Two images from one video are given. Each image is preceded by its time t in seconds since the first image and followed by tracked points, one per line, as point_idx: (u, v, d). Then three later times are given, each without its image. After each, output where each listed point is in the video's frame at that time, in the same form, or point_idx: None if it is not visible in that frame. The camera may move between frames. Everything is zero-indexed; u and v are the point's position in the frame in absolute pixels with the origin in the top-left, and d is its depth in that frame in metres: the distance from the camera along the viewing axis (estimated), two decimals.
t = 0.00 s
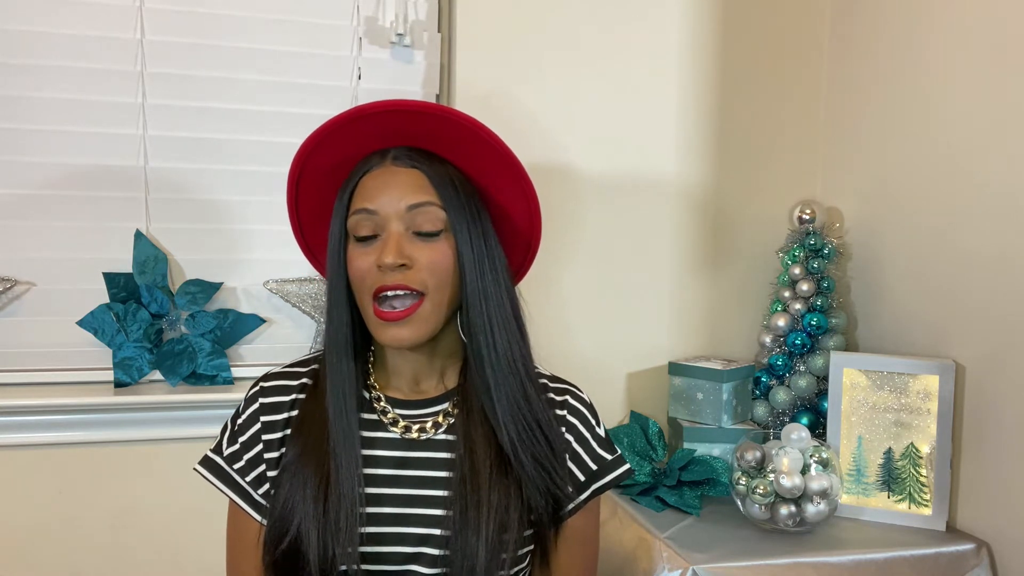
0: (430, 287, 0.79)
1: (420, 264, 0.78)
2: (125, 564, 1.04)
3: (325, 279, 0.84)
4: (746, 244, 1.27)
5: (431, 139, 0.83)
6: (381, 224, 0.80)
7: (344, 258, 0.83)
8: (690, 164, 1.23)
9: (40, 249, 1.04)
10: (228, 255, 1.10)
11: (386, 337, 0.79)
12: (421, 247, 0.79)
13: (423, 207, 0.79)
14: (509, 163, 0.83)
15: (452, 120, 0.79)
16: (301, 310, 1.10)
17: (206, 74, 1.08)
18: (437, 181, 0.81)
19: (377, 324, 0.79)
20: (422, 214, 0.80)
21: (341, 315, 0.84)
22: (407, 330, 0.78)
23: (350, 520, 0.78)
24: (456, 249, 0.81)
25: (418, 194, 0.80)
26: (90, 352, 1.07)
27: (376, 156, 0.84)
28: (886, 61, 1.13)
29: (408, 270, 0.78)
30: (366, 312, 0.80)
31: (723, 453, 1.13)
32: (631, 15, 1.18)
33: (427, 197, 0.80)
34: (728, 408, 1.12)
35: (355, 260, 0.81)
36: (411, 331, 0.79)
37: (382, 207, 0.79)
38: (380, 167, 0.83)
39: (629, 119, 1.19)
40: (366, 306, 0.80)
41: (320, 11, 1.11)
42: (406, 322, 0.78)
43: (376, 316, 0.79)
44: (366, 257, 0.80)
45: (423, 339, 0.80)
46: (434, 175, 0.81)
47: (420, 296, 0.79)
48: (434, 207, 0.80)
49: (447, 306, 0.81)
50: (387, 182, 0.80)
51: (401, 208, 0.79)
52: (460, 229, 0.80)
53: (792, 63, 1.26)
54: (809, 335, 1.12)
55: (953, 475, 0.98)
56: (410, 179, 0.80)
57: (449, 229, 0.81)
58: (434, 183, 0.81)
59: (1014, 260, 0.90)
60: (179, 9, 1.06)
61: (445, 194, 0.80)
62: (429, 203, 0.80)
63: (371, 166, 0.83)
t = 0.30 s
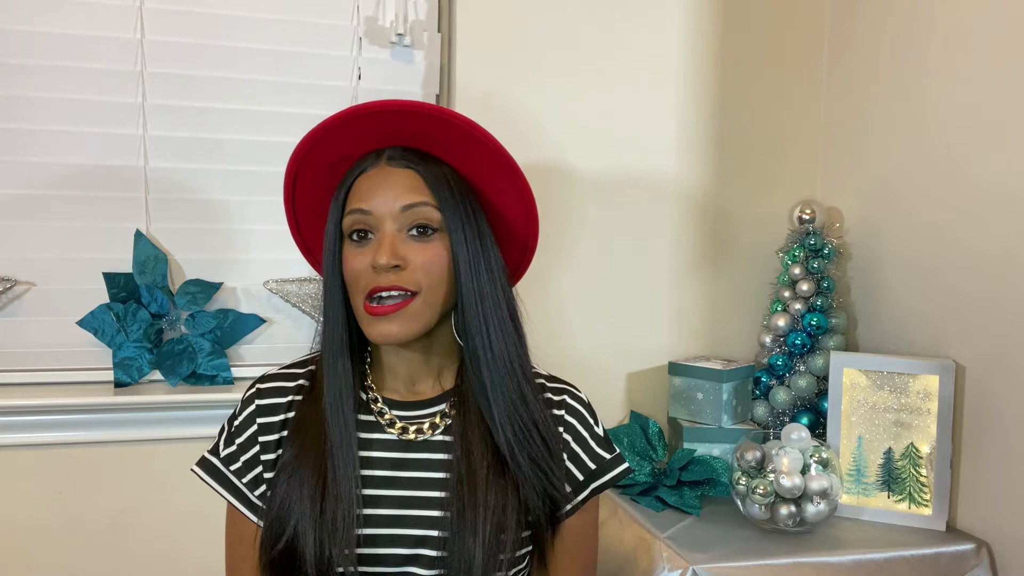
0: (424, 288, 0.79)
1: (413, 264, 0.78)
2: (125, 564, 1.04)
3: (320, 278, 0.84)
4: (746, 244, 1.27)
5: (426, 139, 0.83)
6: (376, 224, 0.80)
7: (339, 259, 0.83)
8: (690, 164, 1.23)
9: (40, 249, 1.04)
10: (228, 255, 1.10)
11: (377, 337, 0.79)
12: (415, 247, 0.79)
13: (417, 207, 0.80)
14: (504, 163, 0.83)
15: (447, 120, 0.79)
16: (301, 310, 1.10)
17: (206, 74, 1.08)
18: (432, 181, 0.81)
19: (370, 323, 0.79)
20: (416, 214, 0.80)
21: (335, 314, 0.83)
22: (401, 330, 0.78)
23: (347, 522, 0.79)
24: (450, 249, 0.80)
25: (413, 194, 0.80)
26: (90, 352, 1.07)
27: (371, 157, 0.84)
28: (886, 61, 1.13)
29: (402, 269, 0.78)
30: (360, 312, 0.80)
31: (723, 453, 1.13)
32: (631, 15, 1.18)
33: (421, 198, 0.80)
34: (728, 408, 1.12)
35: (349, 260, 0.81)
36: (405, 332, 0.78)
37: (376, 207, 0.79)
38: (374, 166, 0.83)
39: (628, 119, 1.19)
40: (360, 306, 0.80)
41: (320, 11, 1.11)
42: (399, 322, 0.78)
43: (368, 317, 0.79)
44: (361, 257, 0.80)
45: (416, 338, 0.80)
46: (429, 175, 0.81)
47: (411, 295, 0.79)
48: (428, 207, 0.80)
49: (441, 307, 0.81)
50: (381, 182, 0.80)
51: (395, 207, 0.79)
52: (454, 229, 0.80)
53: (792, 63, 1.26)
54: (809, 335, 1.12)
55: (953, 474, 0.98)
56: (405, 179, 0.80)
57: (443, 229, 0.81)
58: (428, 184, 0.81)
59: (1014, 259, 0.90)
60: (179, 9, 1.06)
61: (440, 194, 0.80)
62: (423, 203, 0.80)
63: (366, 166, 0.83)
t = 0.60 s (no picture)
0: (421, 288, 0.79)
1: (410, 264, 0.78)
2: (126, 564, 1.04)
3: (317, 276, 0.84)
4: (746, 244, 1.27)
5: (423, 138, 0.83)
6: (373, 224, 0.80)
7: (337, 257, 0.83)
8: (691, 164, 1.23)
9: (40, 249, 1.04)
10: (228, 255, 1.10)
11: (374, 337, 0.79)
12: (412, 248, 0.79)
13: (415, 207, 0.79)
14: (501, 163, 0.83)
15: (444, 121, 0.79)
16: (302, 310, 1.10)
17: (206, 74, 1.08)
18: (429, 182, 0.80)
19: (366, 323, 0.79)
20: (413, 214, 0.79)
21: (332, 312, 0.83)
22: (397, 330, 0.78)
23: (338, 518, 0.78)
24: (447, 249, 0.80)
25: (410, 195, 0.79)
26: (90, 353, 1.07)
27: (369, 156, 0.84)
28: (886, 60, 1.13)
29: (399, 269, 0.78)
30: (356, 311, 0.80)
31: (723, 453, 1.13)
32: (631, 15, 1.18)
33: (419, 198, 0.80)
34: (728, 408, 1.12)
35: (346, 259, 0.81)
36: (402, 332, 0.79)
37: (374, 207, 0.79)
38: (372, 166, 0.83)
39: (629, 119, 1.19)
40: (356, 305, 0.80)
41: (320, 11, 1.11)
42: (395, 322, 0.78)
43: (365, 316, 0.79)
44: (358, 257, 0.80)
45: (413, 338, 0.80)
46: (426, 175, 0.81)
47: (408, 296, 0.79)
48: (426, 208, 0.80)
49: (437, 307, 0.81)
50: (379, 182, 0.80)
51: (393, 208, 0.79)
52: (452, 229, 0.80)
53: (791, 63, 1.26)
54: (809, 335, 1.12)
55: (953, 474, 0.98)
56: (402, 179, 0.80)
57: (440, 229, 0.81)
58: (425, 184, 0.80)
59: (1014, 259, 0.90)
60: (179, 9, 1.06)
61: (437, 195, 0.80)
62: (421, 203, 0.79)
63: (363, 165, 0.83)
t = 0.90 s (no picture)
0: (418, 293, 0.79)
1: (406, 270, 0.78)
2: (125, 565, 1.04)
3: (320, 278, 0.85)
4: (746, 244, 1.27)
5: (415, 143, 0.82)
6: (367, 232, 0.79)
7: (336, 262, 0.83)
8: (691, 164, 1.23)
9: (40, 249, 1.04)
10: (228, 255, 1.10)
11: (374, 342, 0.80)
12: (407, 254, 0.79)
13: (408, 214, 0.78)
14: (493, 165, 0.82)
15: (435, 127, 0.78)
16: (301, 310, 1.10)
17: (206, 74, 1.08)
18: (421, 187, 0.80)
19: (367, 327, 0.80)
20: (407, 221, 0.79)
21: (332, 315, 0.83)
22: (396, 333, 0.79)
23: (350, 506, 0.79)
24: (442, 254, 0.80)
25: (402, 202, 0.78)
26: (90, 353, 1.07)
27: (362, 162, 0.83)
28: (887, 60, 1.13)
29: (395, 276, 0.78)
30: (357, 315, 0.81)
31: (723, 453, 1.13)
32: (631, 14, 1.18)
33: (412, 204, 0.79)
34: (728, 408, 1.12)
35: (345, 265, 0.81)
36: (401, 336, 0.79)
37: (367, 215, 0.78)
38: (366, 171, 0.82)
39: (629, 118, 1.19)
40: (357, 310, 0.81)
41: (320, 10, 1.11)
42: (395, 326, 0.79)
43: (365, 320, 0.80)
44: (355, 263, 0.80)
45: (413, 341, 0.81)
46: (419, 181, 0.80)
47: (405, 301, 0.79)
48: (419, 213, 0.79)
49: (435, 309, 0.82)
50: (371, 190, 0.79)
51: (386, 215, 0.78)
52: (446, 234, 0.79)
53: (792, 63, 1.26)
54: (809, 335, 1.12)
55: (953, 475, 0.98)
56: (394, 186, 0.79)
57: (434, 234, 0.80)
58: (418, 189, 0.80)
59: (1013, 260, 0.90)
60: (179, 8, 1.06)
61: (430, 200, 0.79)
62: (414, 210, 0.79)
63: (357, 171, 0.82)
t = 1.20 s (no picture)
0: (385, 327, 0.77)
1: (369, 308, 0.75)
2: (125, 565, 1.04)
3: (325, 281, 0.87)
4: (746, 244, 1.27)
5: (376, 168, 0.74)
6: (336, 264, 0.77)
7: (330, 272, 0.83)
8: (691, 164, 1.23)
9: (40, 249, 1.04)
10: (228, 255, 1.10)
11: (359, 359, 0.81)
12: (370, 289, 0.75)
13: (364, 254, 0.73)
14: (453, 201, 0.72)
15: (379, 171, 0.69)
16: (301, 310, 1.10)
17: (206, 74, 1.08)
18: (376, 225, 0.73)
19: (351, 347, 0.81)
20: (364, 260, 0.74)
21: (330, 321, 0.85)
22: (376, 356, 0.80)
23: (345, 490, 0.79)
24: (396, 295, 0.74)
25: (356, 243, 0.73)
26: (90, 353, 1.07)
27: (330, 187, 0.78)
28: (887, 59, 1.13)
29: (359, 313, 0.76)
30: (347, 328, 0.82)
31: (723, 453, 1.13)
32: (631, 14, 1.18)
33: (368, 244, 0.73)
34: (728, 408, 1.12)
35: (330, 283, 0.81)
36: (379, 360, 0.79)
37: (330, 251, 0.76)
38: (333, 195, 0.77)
39: (629, 118, 1.19)
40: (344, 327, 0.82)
41: (320, 11, 1.11)
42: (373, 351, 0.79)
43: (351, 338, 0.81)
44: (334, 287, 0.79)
45: (391, 361, 0.81)
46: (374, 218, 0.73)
47: (374, 334, 0.77)
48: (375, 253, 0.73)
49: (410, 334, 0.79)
50: (333, 224, 0.75)
51: (343, 255, 0.74)
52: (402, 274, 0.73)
53: (792, 63, 1.26)
54: (809, 335, 1.12)
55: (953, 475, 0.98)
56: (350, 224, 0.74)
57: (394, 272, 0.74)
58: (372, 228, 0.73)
59: (1013, 260, 0.90)
60: (179, 8, 1.06)
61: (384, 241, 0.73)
62: (370, 249, 0.73)
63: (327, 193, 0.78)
